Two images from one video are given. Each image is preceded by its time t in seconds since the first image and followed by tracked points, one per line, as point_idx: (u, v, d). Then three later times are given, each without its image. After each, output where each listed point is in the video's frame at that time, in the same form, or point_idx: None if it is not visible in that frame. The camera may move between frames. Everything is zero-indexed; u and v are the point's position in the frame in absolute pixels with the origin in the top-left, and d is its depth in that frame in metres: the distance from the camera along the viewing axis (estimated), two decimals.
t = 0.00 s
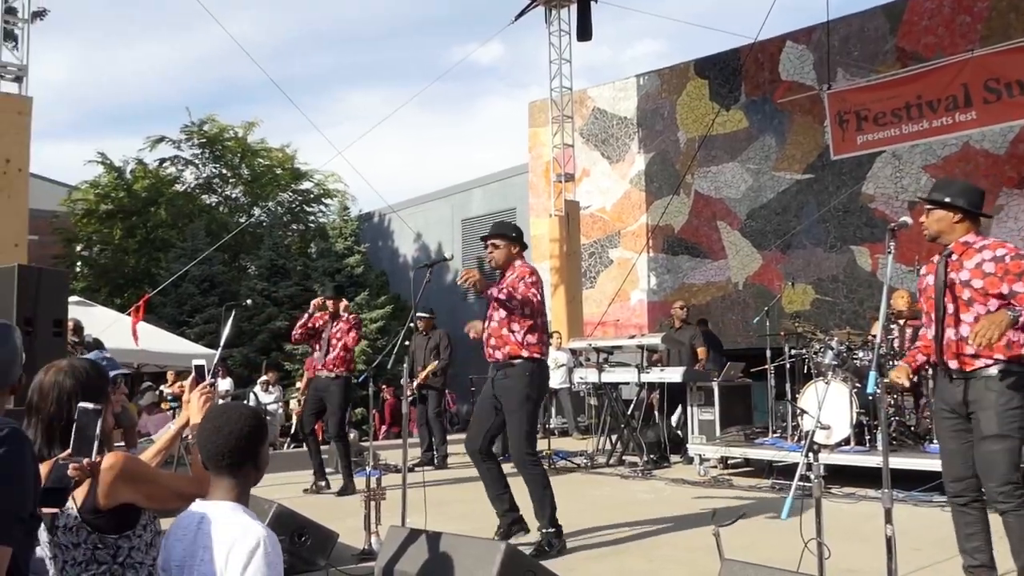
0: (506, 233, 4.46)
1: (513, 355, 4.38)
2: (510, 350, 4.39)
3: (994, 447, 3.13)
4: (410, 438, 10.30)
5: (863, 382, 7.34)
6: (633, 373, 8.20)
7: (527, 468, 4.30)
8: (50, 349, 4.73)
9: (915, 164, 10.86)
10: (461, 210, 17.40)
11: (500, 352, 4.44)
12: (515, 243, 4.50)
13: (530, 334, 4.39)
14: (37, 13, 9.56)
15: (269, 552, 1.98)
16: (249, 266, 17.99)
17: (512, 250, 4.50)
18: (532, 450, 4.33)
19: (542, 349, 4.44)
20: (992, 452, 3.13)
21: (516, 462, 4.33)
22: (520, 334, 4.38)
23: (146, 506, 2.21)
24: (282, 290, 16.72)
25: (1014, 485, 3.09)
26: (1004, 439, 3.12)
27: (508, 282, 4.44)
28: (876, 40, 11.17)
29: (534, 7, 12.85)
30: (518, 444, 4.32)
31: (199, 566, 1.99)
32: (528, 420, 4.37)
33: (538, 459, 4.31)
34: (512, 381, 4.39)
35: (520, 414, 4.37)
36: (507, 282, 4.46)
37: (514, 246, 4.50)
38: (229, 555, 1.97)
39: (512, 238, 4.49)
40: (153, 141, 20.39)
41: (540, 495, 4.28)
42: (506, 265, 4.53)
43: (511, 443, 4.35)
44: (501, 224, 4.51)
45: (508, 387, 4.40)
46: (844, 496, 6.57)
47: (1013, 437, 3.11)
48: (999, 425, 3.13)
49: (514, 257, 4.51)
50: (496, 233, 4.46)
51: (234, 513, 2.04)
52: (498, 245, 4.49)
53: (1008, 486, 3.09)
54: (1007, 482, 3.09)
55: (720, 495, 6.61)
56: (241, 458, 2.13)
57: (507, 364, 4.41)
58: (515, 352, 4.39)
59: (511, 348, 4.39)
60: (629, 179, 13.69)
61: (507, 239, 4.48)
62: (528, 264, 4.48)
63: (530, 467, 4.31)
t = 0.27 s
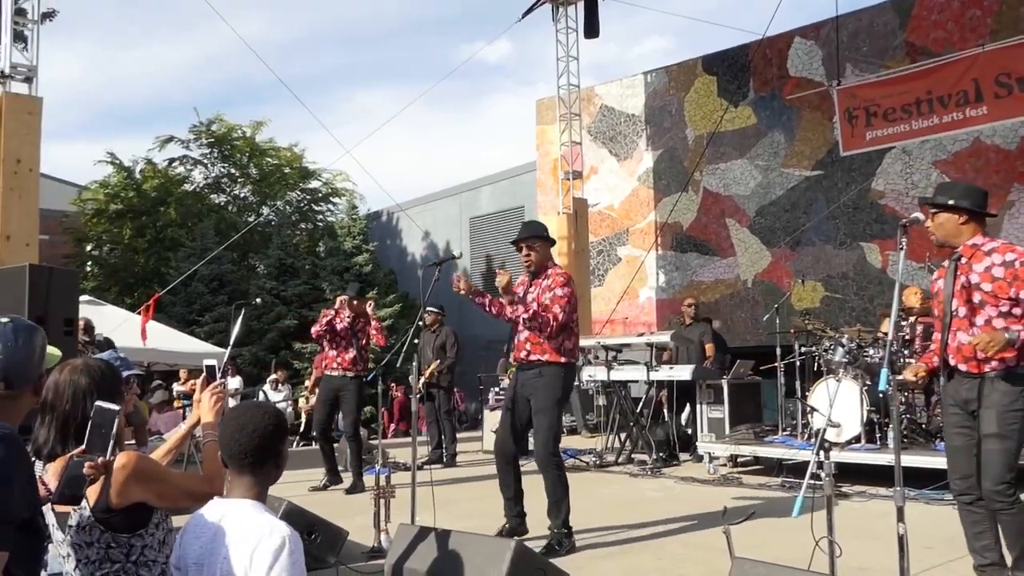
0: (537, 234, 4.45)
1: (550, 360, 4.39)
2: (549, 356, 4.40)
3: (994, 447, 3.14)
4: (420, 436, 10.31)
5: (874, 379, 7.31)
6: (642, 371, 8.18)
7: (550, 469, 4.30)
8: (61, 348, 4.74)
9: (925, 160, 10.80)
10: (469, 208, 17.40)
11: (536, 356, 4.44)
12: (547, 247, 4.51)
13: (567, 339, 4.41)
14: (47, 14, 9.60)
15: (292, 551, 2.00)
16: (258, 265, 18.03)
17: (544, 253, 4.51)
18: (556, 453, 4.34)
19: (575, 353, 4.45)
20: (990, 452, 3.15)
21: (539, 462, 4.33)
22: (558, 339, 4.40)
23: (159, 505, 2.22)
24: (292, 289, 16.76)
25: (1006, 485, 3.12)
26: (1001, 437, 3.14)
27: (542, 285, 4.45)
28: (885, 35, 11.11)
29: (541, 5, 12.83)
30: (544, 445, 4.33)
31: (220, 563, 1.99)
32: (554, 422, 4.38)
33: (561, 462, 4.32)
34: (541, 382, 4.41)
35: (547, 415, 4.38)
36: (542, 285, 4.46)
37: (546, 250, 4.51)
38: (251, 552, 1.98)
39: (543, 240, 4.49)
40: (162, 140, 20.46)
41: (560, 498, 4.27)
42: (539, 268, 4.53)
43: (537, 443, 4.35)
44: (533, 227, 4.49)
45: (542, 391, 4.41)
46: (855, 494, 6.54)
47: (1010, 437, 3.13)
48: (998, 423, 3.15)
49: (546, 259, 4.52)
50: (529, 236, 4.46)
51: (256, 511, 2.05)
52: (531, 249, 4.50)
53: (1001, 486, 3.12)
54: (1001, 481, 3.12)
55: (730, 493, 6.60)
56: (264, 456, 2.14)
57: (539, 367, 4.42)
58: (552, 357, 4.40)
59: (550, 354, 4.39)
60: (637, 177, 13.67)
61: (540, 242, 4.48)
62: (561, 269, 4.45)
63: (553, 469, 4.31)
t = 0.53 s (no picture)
0: (554, 233, 4.45)
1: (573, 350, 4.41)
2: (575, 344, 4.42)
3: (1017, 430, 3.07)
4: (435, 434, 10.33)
5: (891, 379, 7.26)
6: (657, 370, 8.17)
7: (573, 464, 4.34)
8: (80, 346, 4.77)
9: (942, 158, 10.67)
10: (483, 207, 17.40)
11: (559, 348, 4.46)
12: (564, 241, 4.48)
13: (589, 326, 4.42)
14: (64, 13, 9.66)
15: (314, 554, 1.99)
16: (273, 264, 18.10)
17: (562, 249, 4.48)
18: (580, 448, 4.37)
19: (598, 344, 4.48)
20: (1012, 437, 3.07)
21: (564, 456, 4.38)
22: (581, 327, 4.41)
23: (180, 500, 2.22)
24: (306, 287, 16.82)
25: None
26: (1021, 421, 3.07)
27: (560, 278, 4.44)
28: (901, 32, 11.03)
29: (554, 3, 12.82)
30: (567, 440, 4.37)
31: (241, 563, 2.00)
32: (579, 417, 4.41)
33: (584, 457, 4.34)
34: (567, 376, 4.45)
35: (571, 410, 4.42)
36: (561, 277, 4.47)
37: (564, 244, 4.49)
38: (272, 554, 1.98)
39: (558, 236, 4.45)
40: (178, 139, 20.57)
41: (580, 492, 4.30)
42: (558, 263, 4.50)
43: (562, 437, 4.40)
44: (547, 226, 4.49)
45: (570, 382, 4.43)
46: (872, 494, 6.50)
47: None
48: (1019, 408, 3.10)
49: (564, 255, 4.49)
50: (544, 236, 4.45)
51: (279, 511, 2.05)
52: (548, 248, 4.49)
53: None
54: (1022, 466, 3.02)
55: (746, 493, 6.57)
56: (288, 456, 2.15)
57: (569, 359, 4.44)
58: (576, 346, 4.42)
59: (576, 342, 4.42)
60: (652, 175, 13.63)
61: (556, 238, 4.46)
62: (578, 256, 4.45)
63: (576, 463, 4.34)
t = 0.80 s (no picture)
0: (588, 235, 4.41)
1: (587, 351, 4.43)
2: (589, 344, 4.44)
3: None
4: (458, 434, 10.36)
5: (919, 380, 7.18)
6: (681, 371, 8.13)
7: (585, 461, 4.32)
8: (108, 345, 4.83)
9: (971, 158, 10.52)
10: (506, 207, 17.42)
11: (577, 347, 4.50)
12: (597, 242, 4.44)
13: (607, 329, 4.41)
14: (93, 17, 9.78)
15: (335, 552, 2.00)
16: (298, 264, 18.22)
17: (596, 251, 4.45)
18: (595, 444, 4.34)
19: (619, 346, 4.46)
20: None
21: (577, 453, 4.36)
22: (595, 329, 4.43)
23: (204, 500, 2.24)
24: (331, 288, 16.92)
25: None
26: None
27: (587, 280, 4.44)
28: (930, 30, 10.91)
29: (579, 3, 12.80)
30: (580, 436, 4.35)
31: (262, 561, 2.02)
32: (594, 414, 4.38)
33: (597, 453, 4.32)
34: (585, 374, 4.44)
35: (586, 407, 4.40)
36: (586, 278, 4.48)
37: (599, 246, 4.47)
38: (292, 553, 1.99)
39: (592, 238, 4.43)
40: (204, 140, 20.76)
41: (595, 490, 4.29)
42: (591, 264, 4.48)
43: (578, 434, 4.38)
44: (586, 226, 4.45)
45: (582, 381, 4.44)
46: (899, 497, 6.43)
47: None
48: None
49: (597, 257, 4.46)
50: (579, 236, 4.43)
51: (301, 510, 2.06)
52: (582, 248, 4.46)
53: None
54: None
55: (770, 495, 6.53)
56: (309, 456, 2.17)
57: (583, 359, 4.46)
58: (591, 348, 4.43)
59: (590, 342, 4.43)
60: (676, 175, 13.58)
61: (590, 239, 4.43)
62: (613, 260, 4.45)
63: (589, 460, 4.32)
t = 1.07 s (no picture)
0: (603, 238, 4.46)
1: (598, 350, 4.42)
2: (596, 343, 4.44)
3: None
4: (461, 433, 10.36)
5: (922, 378, 7.17)
6: (684, 369, 8.13)
7: (584, 452, 4.31)
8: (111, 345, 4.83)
9: (974, 154, 10.57)
10: (509, 206, 17.41)
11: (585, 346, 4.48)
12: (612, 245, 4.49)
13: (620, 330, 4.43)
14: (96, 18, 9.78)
15: (330, 551, 1.99)
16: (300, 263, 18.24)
17: (612, 255, 4.50)
18: (595, 438, 4.33)
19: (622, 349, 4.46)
20: None
21: (576, 445, 4.35)
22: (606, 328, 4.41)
23: (204, 500, 2.25)
24: (333, 287, 16.93)
25: None
26: None
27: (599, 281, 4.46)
28: (933, 28, 10.89)
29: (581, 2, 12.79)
30: (580, 429, 4.35)
31: (258, 562, 2.02)
32: (596, 409, 4.38)
33: (597, 447, 4.32)
34: (589, 370, 4.44)
35: (589, 401, 4.39)
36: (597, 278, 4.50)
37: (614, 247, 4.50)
38: (287, 553, 1.99)
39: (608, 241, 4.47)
40: (207, 140, 20.78)
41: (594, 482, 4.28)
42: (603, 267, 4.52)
43: (580, 428, 4.36)
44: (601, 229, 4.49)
45: (593, 379, 4.41)
46: (903, 494, 6.42)
47: None
48: None
49: (612, 261, 4.50)
50: (596, 238, 4.47)
51: (296, 510, 2.06)
52: (596, 250, 4.51)
53: None
54: None
55: (773, 493, 6.52)
56: (306, 455, 2.17)
57: (590, 356, 4.45)
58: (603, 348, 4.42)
59: (597, 343, 4.43)
60: (678, 173, 13.57)
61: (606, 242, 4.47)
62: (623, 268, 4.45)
63: (588, 452, 4.32)
